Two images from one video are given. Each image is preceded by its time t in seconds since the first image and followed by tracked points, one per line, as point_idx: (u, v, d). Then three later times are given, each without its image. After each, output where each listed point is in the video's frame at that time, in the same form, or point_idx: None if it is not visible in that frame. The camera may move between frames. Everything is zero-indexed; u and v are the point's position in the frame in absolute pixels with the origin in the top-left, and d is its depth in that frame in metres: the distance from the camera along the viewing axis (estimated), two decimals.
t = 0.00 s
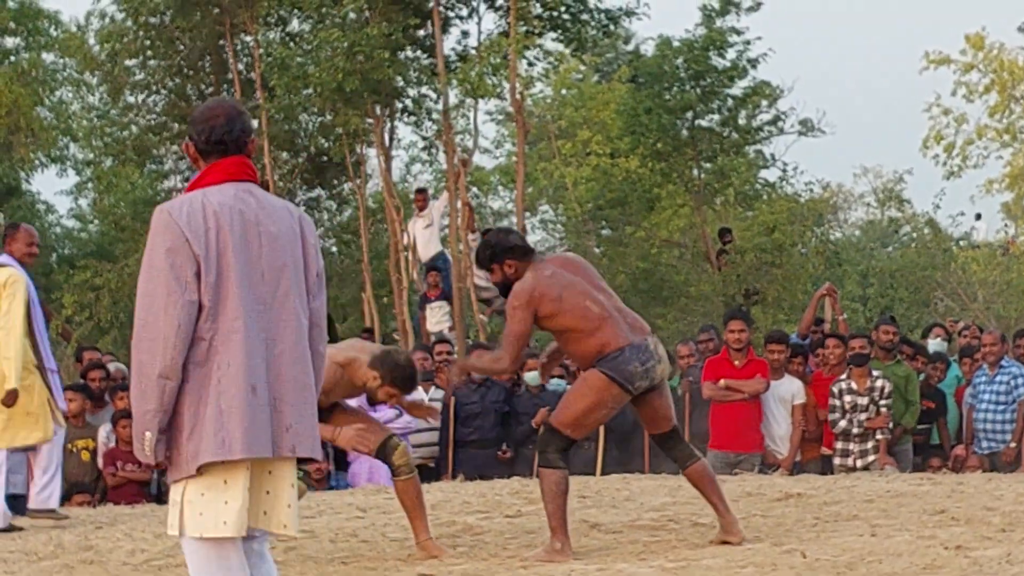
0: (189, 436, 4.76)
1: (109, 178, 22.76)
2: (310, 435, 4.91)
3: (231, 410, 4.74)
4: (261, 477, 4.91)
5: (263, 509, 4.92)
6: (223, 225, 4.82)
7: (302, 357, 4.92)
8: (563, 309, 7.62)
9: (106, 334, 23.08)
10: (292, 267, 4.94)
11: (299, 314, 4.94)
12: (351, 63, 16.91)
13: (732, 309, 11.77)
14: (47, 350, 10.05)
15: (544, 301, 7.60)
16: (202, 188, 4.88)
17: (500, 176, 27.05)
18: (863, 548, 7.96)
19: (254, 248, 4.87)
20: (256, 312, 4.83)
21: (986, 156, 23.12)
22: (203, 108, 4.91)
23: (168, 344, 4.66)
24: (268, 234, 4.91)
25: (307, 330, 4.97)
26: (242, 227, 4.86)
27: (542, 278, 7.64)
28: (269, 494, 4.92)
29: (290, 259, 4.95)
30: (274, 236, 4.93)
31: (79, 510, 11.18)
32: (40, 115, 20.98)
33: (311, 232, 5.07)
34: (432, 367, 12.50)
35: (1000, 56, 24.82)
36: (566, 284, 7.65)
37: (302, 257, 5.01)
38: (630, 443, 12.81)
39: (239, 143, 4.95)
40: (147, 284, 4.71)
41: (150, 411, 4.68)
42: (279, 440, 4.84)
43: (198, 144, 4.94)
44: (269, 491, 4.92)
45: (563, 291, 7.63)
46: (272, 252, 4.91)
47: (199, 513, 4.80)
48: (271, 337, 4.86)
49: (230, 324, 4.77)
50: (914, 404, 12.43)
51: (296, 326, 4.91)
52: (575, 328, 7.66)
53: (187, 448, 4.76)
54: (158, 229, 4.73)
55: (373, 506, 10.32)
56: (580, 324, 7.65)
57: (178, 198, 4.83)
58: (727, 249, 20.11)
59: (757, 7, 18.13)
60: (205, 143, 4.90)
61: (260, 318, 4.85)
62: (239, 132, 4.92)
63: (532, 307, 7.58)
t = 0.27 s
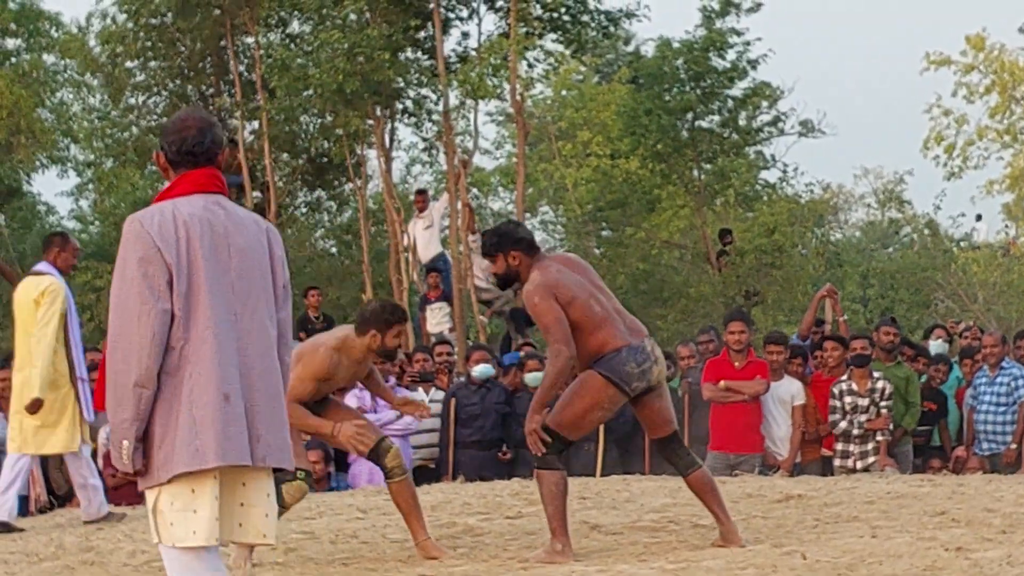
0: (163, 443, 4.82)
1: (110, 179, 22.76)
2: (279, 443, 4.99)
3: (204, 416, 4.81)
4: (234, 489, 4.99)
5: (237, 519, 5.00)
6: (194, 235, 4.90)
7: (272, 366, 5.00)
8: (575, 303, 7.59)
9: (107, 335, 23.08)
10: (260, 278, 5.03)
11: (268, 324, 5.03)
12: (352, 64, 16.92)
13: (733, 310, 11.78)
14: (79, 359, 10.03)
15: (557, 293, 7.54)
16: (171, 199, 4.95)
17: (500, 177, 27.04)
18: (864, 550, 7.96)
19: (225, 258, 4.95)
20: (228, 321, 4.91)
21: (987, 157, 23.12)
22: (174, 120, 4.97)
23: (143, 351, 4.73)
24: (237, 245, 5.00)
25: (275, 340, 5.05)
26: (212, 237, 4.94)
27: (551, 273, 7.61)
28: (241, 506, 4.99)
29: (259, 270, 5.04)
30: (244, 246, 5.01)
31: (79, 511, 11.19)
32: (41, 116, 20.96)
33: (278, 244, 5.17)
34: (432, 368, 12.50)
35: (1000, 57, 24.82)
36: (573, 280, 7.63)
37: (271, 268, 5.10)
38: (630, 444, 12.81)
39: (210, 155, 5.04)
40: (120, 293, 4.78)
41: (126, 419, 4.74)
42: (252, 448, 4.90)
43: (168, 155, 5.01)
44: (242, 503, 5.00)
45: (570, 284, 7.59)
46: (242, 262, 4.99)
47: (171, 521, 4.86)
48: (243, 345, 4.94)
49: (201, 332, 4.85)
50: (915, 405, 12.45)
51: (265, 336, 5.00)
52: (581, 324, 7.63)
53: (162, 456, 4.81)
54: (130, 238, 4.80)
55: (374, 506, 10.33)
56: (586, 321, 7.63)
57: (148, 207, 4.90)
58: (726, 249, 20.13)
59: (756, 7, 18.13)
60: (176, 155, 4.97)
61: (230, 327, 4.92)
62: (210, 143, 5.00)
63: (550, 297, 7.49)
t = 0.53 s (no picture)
0: (128, 440, 4.85)
1: (109, 181, 22.76)
2: (237, 446, 5.03)
3: (170, 413, 4.85)
4: (190, 488, 4.99)
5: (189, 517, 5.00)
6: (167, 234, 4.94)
7: (234, 368, 5.05)
8: (570, 301, 7.56)
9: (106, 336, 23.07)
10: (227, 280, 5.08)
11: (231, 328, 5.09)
12: (351, 66, 16.93)
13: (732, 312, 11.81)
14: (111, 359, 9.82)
15: (553, 290, 7.52)
16: (146, 198, 4.99)
17: (500, 178, 27.03)
18: (863, 550, 7.97)
19: (196, 259, 5.00)
20: (195, 322, 4.96)
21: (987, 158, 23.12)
22: (153, 122, 5.02)
23: (116, 346, 4.76)
24: (207, 247, 5.05)
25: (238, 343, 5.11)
26: (185, 238, 4.99)
27: (550, 270, 7.60)
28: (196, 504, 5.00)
29: (227, 274, 5.10)
30: (214, 249, 5.06)
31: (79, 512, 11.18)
32: (41, 118, 20.95)
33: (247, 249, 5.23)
34: (433, 369, 12.53)
35: (1000, 58, 24.81)
36: (571, 279, 7.61)
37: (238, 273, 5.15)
38: (629, 446, 12.81)
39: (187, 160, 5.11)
40: (93, 288, 4.81)
41: (98, 413, 4.74)
42: (207, 449, 4.94)
43: (146, 158, 5.06)
44: (197, 503, 5.00)
45: (568, 284, 7.57)
46: (211, 265, 5.04)
47: (121, 517, 4.89)
48: (208, 346, 4.99)
49: (171, 331, 4.89)
50: (915, 405, 12.46)
51: (226, 339, 5.06)
52: (576, 323, 7.62)
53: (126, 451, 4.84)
54: (105, 235, 4.83)
55: (373, 508, 10.33)
56: (580, 321, 7.61)
57: (122, 206, 4.94)
58: (726, 251, 20.14)
59: (756, 8, 18.13)
60: (152, 157, 5.03)
61: (196, 328, 4.97)
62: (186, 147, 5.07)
63: (545, 293, 7.48)
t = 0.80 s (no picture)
0: (92, 440, 4.79)
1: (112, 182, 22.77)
2: (207, 445, 4.94)
3: (128, 413, 4.78)
4: (155, 482, 4.92)
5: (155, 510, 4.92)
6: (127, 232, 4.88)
7: (203, 365, 4.95)
8: (571, 306, 7.58)
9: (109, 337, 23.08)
10: (197, 277, 4.98)
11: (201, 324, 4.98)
12: (353, 67, 16.92)
13: (734, 313, 11.81)
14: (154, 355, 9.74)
15: (554, 295, 7.53)
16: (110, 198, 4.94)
17: (502, 179, 27.03)
18: (865, 552, 7.96)
19: (160, 257, 4.92)
20: (157, 321, 4.89)
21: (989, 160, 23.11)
22: (122, 121, 4.97)
23: (74, 346, 4.70)
24: (173, 244, 4.96)
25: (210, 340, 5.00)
26: (148, 237, 4.92)
27: (549, 276, 7.61)
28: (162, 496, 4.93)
29: (198, 270, 5.00)
30: (181, 245, 4.97)
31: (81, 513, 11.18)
32: (44, 119, 20.95)
33: (223, 244, 5.11)
34: (435, 370, 12.56)
35: (1003, 59, 24.80)
36: (570, 285, 7.63)
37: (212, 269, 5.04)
38: (631, 447, 12.80)
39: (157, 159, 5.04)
40: (52, 288, 4.77)
41: (56, 414, 4.69)
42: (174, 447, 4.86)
43: (118, 159, 5.01)
44: (163, 496, 4.93)
45: (568, 288, 7.59)
46: (177, 263, 4.95)
47: (84, 513, 4.82)
48: (172, 344, 4.91)
49: (132, 330, 4.82)
50: (916, 407, 12.43)
51: (195, 337, 4.96)
52: (576, 328, 7.62)
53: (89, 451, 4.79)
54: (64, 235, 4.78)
55: (375, 509, 10.33)
56: (579, 326, 7.62)
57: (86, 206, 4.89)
58: (728, 252, 20.14)
59: (759, 9, 18.11)
60: (120, 157, 4.97)
61: (160, 327, 4.90)
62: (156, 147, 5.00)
63: (548, 298, 7.48)
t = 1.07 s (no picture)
0: (38, 443, 4.77)
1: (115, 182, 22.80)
2: (154, 449, 4.82)
3: (68, 416, 4.72)
4: (114, 484, 4.88)
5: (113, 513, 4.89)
6: (72, 235, 4.83)
7: (152, 368, 4.83)
8: (572, 303, 7.59)
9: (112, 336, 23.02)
10: (145, 278, 4.87)
11: (153, 325, 4.86)
12: (355, 66, 16.92)
13: (735, 313, 11.83)
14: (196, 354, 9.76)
15: (555, 293, 7.54)
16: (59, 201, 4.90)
17: (503, 179, 27.05)
18: (867, 551, 7.97)
19: (105, 259, 4.85)
20: (102, 324, 4.82)
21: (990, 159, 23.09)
22: (81, 125, 4.95)
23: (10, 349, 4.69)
24: (122, 245, 4.88)
25: (165, 342, 4.88)
26: (92, 240, 4.85)
27: (550, 274, 7.62)
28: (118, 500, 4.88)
29: (150, 271, 4.89)
30: (130, 247, 4.88)
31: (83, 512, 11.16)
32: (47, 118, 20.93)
33: (181, 244, 4.97)
34: (437, 370, 12.57)
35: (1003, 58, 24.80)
36: (571, 282, 7.64)
37: (167, 270, 4.93)
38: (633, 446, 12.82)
39: (112, 161, 4.96)
40: None
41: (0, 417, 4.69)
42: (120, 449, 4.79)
43: (78, 162, 4.96)
44: (121, 499, 4.89)
45: (568, 286, 7.60)
46: (126, 265, 4.87)
47: (43, 519, 4.82)
48: (119, 347, 4.83)
49: (71, 333, 4.76)
50: (919, 408, 12.37)
51: (142, 337, 4.84)
52: (577, 326, 7.64)
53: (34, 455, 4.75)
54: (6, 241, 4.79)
55: (377, 509, 10.34)
56: (580, 323, 7.64)
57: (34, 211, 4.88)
58: (730, 252, 20.15)
59: (760, 9, 18.12)
60: (78, 159, 4.95)
61: (104, 331, 4.82)
62: (112, 149, 4.95)
63: (549, 296, 7.49)
